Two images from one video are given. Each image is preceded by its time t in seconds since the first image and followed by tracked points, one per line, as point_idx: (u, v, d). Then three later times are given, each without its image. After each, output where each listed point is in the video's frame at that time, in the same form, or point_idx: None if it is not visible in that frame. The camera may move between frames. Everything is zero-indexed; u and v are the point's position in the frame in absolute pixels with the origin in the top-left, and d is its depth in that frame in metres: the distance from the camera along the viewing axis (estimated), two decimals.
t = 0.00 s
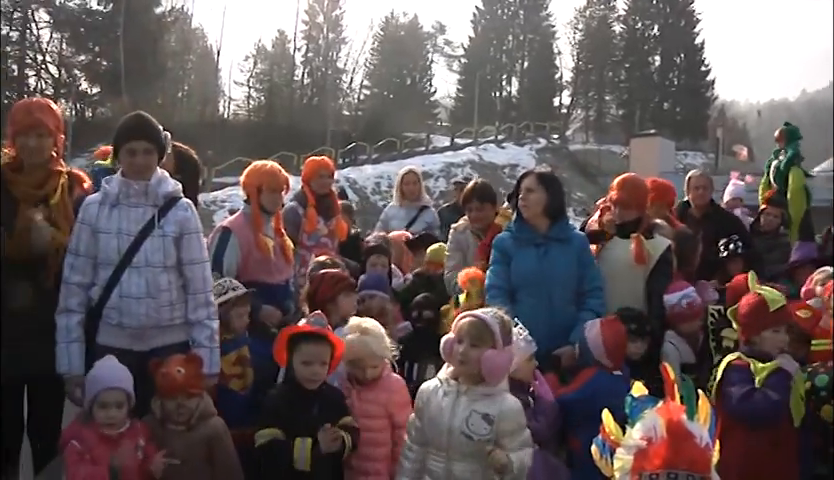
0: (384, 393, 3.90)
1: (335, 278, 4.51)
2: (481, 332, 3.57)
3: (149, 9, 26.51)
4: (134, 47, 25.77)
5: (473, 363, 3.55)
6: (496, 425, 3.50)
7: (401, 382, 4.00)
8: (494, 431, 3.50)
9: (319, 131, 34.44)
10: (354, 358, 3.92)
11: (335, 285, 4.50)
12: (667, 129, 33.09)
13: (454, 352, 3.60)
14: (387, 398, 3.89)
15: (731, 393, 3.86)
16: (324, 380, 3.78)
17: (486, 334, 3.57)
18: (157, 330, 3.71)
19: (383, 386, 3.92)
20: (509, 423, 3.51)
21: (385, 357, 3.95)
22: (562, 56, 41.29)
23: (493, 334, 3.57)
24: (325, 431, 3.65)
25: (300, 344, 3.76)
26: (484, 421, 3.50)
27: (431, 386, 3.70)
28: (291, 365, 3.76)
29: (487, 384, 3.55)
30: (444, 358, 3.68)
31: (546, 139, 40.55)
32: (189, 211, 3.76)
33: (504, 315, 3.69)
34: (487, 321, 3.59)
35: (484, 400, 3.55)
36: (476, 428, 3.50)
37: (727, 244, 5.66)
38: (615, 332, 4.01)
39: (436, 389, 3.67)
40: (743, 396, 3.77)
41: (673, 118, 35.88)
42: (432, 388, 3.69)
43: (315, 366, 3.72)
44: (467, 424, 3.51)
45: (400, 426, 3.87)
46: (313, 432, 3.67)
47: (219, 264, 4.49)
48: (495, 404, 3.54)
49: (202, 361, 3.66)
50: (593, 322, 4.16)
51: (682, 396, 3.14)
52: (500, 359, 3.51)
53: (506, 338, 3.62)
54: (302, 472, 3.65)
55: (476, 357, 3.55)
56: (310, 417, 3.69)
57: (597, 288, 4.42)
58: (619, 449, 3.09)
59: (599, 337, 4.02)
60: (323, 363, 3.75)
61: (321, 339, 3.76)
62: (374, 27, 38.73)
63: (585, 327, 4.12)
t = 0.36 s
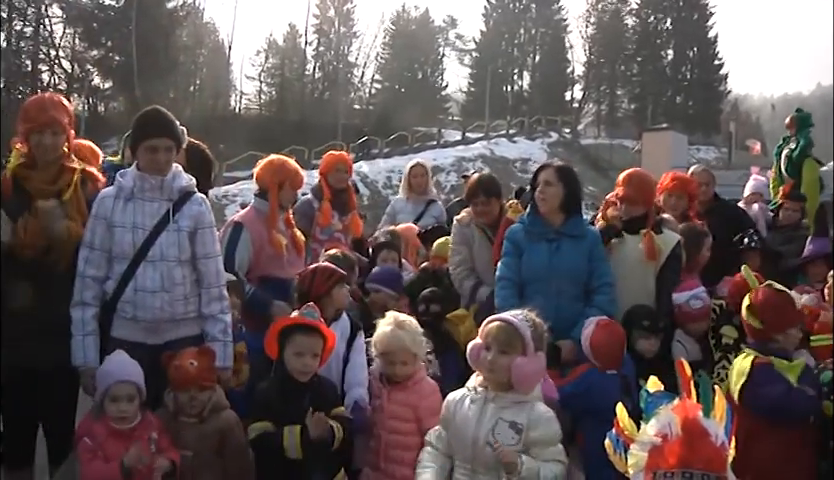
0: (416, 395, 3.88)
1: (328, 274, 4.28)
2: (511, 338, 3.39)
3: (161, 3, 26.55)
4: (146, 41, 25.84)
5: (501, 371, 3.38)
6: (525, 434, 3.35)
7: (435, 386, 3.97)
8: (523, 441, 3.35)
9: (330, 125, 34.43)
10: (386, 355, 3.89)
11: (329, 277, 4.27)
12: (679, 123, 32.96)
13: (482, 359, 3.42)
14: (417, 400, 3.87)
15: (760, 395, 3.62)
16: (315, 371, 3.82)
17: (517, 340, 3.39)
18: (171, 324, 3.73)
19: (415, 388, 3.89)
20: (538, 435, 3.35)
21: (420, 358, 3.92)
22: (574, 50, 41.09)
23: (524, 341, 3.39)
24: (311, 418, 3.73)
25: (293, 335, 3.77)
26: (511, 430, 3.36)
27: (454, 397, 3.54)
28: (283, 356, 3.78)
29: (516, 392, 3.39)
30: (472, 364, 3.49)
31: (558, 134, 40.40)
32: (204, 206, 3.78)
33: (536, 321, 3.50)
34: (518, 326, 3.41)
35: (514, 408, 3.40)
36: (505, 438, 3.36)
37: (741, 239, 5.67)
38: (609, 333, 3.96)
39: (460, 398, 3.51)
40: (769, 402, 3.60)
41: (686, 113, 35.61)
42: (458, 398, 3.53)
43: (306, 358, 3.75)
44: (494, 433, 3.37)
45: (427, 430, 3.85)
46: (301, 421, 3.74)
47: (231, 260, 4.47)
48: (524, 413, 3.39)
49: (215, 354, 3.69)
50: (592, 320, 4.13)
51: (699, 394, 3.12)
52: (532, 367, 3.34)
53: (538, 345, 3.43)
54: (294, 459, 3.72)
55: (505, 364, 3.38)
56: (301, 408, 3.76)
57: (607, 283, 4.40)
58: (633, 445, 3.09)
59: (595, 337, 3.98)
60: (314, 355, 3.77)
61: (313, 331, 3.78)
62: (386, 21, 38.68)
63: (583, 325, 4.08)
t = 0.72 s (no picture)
0: (428, 397, 3.80)
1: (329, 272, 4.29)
2: (530, 342, 3.37)
3: None
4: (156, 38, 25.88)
5: (522, 378, 3.37)
6: (549, 434, 3.31)
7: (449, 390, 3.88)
8: (546, 442, 3.30)
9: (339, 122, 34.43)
10: (399, 358, 3.80)
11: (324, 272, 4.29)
12: (689, 119, 32.84)
13: (500, 364, 3.41)
14: (428, 403, 3.79)
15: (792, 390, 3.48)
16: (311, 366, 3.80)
17: (536, 345, 3.37)
18: (181, 319, 3.74)
19: (427, 390, 3.81)
20: (560, 435, 3.30)
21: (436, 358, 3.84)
22: (583, 45, 40.94)
23: (542, 345, 3.37)
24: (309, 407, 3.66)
25: (289, 331, 3.76)
26: (536, 431, 3.31)
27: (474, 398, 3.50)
28: (279, 351, 3.77)
29: (536, 396, 3.36)
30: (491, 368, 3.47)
31: (567, 129, 40.29)
32: (214, 202, 3.78)
33: (553, 320, 3.47)
34: (535, 331, 3.37)
35: (534, 409, 3.35)
36: (530, 440, 3.30)
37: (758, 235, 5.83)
38: (615, 333, 3.94)
39: (483, 400, 3.48)
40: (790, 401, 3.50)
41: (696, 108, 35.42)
42: (479, 400, 3.49)
43: (302, 353, 3.74)
44: (517, 435, 3.32)
45: (438, 435, 3.77)
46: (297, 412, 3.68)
47: (246, 255, 4.46)
48: (546, 414, 3.35)
49: (225, 349, 3.71)
50: (596, 320, 4.09)
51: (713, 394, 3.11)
52: (552, 372, 3.32)
53: (555, 345, 3.43)
54: (289, 453, 3.65)
55: (525, 370, 3.36)
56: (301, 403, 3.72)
57: (615, 282, 4.36)
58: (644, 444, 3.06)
59: (605, 335, 3.95)
60: (311, 351, 3.76)
61: (309, 328, 3.77)
62: (395, 16, 38.63)
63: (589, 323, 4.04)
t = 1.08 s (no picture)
0: (450, 405, 3.79)
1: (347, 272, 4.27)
2: (538, 344, 3.33)
3: None
4: (170, 38, 25.99)
5: (533, 379, 3.34)
6: (568, 433, 3.30)
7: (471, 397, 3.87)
8: (565, 441, 3.30)
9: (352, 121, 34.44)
10: (419, 369, 3.81)
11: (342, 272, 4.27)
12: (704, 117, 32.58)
13: (509, 367, 3.38)
14: (451, 411, 3.78)
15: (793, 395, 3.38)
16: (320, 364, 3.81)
17: (544, 346, 3.33)
18: (196, 318, 3.75)
19: (450, 397, 3.81)
20: (577, 436, 3.30)
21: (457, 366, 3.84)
22: (597, 43, 40.77)
23: (551, 346, 3.33)
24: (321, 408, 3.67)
25: (297, 329, 3.77)
26: (554, 431, 3.30)
27: (485, 404, 3.47)
28: (288, 350, 3.79)
29: (548, 397, 3.35)
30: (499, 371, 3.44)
31: (581, 128, 40.11)
32: (230, 202, 3.79)
33: (560, 320, 3.43)
34: (543, 332, 3.33)
35: (546, 409, 3.34)
36: (550, 441, 3.29)
37: (775, 234, 5.87)
38: (642, 337, 3.85)
39: (495, 405, 3.44)
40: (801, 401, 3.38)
41: (711, 106, 35.12)
42: (491, 406, 3.45)
43: (311, 352, 3.75)
44: (536, 437, 3.30)
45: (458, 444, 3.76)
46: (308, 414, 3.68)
47: (262, 252, 4.48)
48: (562, 412, 3.34)
49: (239, 348, 3.71)
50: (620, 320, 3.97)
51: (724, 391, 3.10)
52: (564, 373, 3.29)
53: (564, 345, 3.40)
54: (302, 453, 3.63)
55: (537, 373, 3.33)
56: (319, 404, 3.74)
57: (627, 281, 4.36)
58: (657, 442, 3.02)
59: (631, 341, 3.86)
60: (319, 349, 3.77)
61: (317, 325, 3.78)
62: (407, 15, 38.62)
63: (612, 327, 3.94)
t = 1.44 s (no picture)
0: (473, 403, 3.77)
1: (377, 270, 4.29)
2: (547, 343, 3.25)
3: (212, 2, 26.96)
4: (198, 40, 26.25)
5: (546, 378, 3.24)
6: (581, 440, 3.19)
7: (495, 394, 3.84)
8: (579, 448, 3.19)
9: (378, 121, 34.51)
10: (444, 356, 3.76)
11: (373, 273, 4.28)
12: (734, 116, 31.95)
13: (523, 368, 3.28)
14: (474, 409, 3.76)
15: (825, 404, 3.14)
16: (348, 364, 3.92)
17: (557, 345, 3.25)
18: (223, 317, 3.77)
19: (473, 394, 3.78)
20: (591, 444, 3.19)
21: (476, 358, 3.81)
22: (625, 42, 40.42)
23: (564, 345, 3.24)
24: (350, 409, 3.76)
25: (326, 329, 3.87)
26: (567, 438, 3.19)
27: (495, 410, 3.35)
28: (316, 349, 3.89)
29: (562, 401, 3.23)
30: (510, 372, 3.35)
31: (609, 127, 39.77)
32: (257, 203, 3.81)
33: (573, 320, 3.35)
34: (556, 331, 3.24)
35: (560, 415, 3.23)
36: (563, 449, 3.18)
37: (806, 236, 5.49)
38: (692, 339, 3.98)
39: (505, 410, 3.32)
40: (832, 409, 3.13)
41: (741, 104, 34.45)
42: (502, 411, 3.33)
43: (340, 351, 3.86)
44: (550, 444, 3.19)
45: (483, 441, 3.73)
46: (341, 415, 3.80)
47: (287, 252, 4.50)
48: (576, 417, 3.23)
49: (265, 347, 3.73)
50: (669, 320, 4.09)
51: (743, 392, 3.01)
52: (577, 372, 3.19)
53: (578, 345, 3.30)
54: (335, 453, 3.76)
55: (550, 373, 3.24)
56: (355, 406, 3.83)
57: (653, 286, 4.33)
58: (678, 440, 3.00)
59: (682, 343, 3.97)
60: (348, 348, 3.88)
61: (346, 325, 3.87)
62: (433, 15, 38.64)
63: (662, 329, 4.02)
